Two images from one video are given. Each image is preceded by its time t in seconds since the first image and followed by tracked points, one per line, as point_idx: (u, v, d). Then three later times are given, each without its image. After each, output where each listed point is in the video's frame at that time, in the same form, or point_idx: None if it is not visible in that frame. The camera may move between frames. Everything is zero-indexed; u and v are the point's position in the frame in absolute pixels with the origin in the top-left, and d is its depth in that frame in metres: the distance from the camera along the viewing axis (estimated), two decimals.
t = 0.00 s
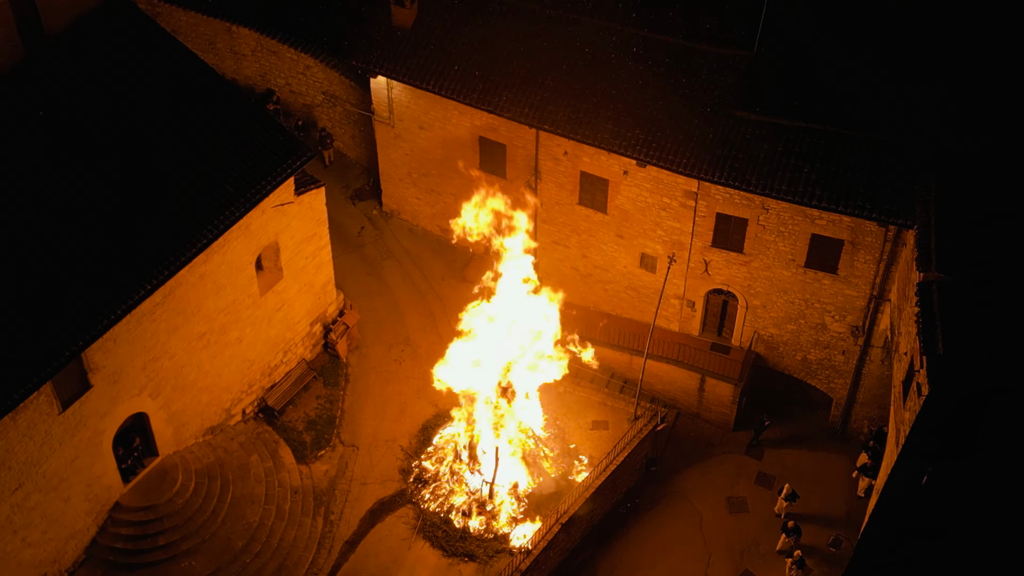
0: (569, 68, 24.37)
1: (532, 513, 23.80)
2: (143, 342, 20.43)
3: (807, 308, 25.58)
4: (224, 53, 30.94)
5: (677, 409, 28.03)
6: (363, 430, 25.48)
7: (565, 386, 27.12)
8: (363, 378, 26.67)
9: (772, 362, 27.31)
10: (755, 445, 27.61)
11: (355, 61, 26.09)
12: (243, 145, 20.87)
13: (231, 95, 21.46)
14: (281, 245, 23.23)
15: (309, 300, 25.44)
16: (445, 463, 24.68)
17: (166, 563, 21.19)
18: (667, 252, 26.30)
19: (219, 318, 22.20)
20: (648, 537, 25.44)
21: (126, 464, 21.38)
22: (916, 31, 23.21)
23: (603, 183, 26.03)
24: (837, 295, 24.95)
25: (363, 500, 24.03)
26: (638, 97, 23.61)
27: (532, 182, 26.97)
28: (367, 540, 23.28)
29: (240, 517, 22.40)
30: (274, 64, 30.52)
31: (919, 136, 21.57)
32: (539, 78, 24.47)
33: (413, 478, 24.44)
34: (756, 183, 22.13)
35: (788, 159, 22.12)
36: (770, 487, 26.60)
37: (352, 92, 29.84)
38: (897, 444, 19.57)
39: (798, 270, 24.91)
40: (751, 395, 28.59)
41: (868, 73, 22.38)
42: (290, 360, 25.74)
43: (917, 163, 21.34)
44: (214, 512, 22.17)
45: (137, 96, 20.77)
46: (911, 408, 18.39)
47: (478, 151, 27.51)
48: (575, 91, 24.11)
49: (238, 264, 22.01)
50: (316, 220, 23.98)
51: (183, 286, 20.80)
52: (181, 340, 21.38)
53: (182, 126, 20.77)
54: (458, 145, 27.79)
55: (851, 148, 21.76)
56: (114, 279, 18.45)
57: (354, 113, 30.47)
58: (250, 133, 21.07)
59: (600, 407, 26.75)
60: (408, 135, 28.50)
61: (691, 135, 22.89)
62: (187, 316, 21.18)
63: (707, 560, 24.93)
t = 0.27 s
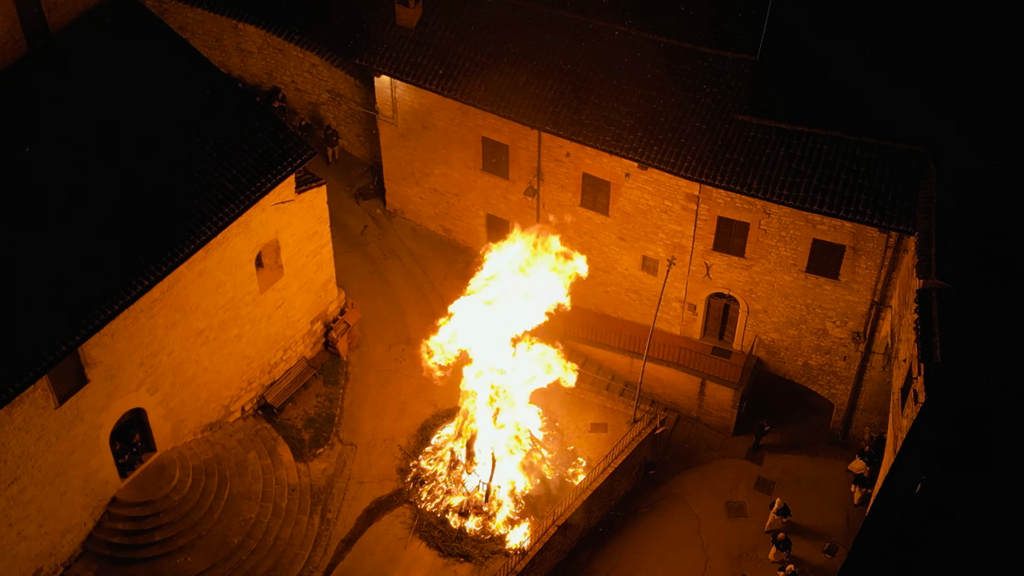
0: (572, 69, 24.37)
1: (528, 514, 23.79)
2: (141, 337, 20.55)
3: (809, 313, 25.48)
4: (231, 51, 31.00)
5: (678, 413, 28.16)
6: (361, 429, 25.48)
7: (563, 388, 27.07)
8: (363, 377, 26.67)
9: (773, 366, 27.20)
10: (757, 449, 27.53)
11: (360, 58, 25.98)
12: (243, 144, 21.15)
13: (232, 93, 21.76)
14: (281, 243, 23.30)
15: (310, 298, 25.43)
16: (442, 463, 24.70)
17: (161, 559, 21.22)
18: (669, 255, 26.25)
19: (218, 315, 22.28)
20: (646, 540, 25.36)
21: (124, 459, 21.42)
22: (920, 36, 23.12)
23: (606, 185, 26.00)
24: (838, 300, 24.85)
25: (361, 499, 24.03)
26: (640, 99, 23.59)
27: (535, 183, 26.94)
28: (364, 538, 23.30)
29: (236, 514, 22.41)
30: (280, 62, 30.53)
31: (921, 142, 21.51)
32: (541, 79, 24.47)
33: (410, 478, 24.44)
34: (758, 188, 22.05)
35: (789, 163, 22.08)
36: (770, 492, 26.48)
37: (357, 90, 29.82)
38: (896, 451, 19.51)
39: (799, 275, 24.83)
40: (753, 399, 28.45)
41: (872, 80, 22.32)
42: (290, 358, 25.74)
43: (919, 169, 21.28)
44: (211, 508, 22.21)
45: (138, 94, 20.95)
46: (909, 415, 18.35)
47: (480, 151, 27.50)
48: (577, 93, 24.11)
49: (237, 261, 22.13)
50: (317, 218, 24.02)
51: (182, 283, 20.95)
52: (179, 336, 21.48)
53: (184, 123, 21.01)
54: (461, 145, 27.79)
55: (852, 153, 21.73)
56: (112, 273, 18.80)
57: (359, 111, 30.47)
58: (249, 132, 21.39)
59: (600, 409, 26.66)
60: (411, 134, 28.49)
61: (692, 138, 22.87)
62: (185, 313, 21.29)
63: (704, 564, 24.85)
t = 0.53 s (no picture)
0: (576, 71, 24.34)
1: (525, 516, 23.77)
2: (139, 333, 20.65)
3: (810, 319, 25.39)
4: (237, 48, 30.99)
5: (678, 416, 28.12)
6: (360, 427, 25.50)
7: (562, 390, 26.94)
8: (363, 376, 26.68)
9: (774, 371, 27.10)
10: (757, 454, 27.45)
11: (363, 57, 25.85)
12: (244, 141, 21.25)
13: (234, 90, 21.81)
14: (281, 240, 23.35)
15: (311, 296, 25.42)
16: (440, 463, 24.68)
17: (157, 554, 21.27)
18: (670, 258, 26.20)
19: (217, 312, 22.35)
20: (643, 544, 25.31)
21: (121, 455, 21.45)
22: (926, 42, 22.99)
23: (608, 187, 25.95)
24: (840, 306, 24.76)
25: (358, 498, 24.06)
26: (643, 101, 23.55)
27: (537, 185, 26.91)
28: (360, 537, 23.34)
29: (233, 511, 22.44)
30: (286, 60, 30.43)
31: (923, 149, 21.44)
32: (544, 80, 24.45)
33: (408, 478, 24.44)
34: (759, 192, 22.00)
35: (790, 167, 22.02)
36: (769, 497, 26.38)
37: (362, 89, 29.76)
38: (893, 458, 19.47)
39: (800, 280, 24.77)
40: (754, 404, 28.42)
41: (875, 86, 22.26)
42: (290, 356, 25.73)
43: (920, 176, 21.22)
44: (208, 505, 22.24)
45: (140, 89, 21.05)
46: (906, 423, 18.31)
47: (484, 152, 27.47)
48: (580, 94, 24.09)
49: (237, 258, 22.23)
50: (318, 216, 24.08)
51: (180, 279, 21.06)
52: (178, 332, 21.59)
53: (185, 120, 21.07)
54: (464, 146, 27.76)
55: (853, 159, 21.68)
56: (110, 268, 18.90)
57: (364, 110, 30.41)
58: (249, 129, 21.47)
59: (599, 412, 26.50)
60: (415, 134, 28.47)
61: (694, 141, 22.82)
62: (184, 309, 21.42)
63: (701, 569, 24.80)
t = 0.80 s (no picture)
0: (578, 72, 24.34)
1: (522, 517, 23.75)
2: (138, 328, 20.78)
3: (811, 323, 25.30)
4: (244, 45, 31.06)
5: (678, 419, 27.78)
6: (359, 426, 25.51)
7: (561, 390, 26.81)
8: (363, 374, 26.69)
9: (775, 376, 27.02)
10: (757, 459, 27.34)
11: (366, 55, 26.06)
12: (245, 137, 21.35)
13: (236, 86, 21.86)
14: (282, 238, 23.42)
15: (312, 294, 25.43)
16: (438, 463, 24.70)
17: (153, 549, 21.32)
18: (672, 261, 26.15)
19: (216, 308, 22.43)
20: (640, 547, 25.26)
21: (118, 450, 21.52)
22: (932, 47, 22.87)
23: (610, 189, 25.91)
24: (841, 311, 24.68)
25: (355, 496, 24.08)
26: (645, 102, 23.53)
27: (538, 185, 26.90)
28: (356, 535, 23.35)
29: (230, 507, 22.47)
30: (292, 58, 30.48)
31: (924, 155, 21.40)
32: (547, 81, 24.45)
33: (406, 477, 24.45)
34: (760, 195, 21.97)
35: (792, 172, 22.00)
36: (768, 503, 26.29)
37: (367, 88, 29.77)
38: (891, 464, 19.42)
39: (801, 285, 24.71)
40: (755, 408, 28.25)
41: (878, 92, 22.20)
42: (291, 353, 25.75)
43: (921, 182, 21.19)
44: (205, 501, 22.28)
45: (142, 84, 21.12)
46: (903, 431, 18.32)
47: (486, 152, 27.46)
48: (583, 95, 24.09)
49: (237, 255, 22.31)
50: (319, 214, 24.12)
51: (180, 275, 21.16)
52: (177, 328, 21.70)
53: (187, 115, 21.15)
54: (467, 146, 27.76)
55: (854, 164, 21.66)
56: (107, 263, 19.09)
57: (369, 109, 30.40)
58: (250, 125, 21.55)
59: (598, 413, 26.39)
60: (418, 133, 28.48)
61: (695, 144, 22.79)
62: (183, 305, 21.53)
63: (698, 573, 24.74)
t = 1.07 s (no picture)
0: (581, 74, 24.35)
1: (518, 518, 23.76)
2: (136, 324, 20.87)
3: (812, 329, 25.24)
4: (250, 42, 31.14)
5: (679, 422, 27.98)
6: (358, 424, 25.53)
7: (559, 392, 26.83)
8: (363, 373, 26.70)
9: (776, 381, 26.95)
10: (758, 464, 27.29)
11: (369, 54, 26.24)
12: (246, 135, 21.42)
13: (238, 83, 21.96)
14: (282, 235, 23.47)
15: (313, 292, 25.43)
16: (435, 463, 24.71)
17: (149, 544, 21.38)
18: (673, 264, 26.12)
19: (216, 305, 22.50)
20: (637, 550, 25.22)
21: (115, 444, 21.57)
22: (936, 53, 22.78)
23: (611, 191, 25.89)
24: (841, 317, 24.60)
25: (352, 495, 24.10)
26: (647, 105, 23.53)
27: (540, 187, 26.88)
28: (352, 534, 23.38)
29: (227, 504, 22.51)
30: (298, 56, 30.53)
31: (926, 161, 21.34)
32: (549, 82, 24.46)
33: (403, 476, 24.48)
34: (760, 200, 21.96)
35: (792, 177, 21.98)
36: (767, 507, 26.23)
37: (372, 87, 29.71)
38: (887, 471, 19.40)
39: (802, 290, 24.65)
40: (755, 412, 28.20)
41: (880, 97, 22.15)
42: (291, 351, 25.76)
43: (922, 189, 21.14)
44: (202, 496, 22.34)
45: (143, 79, 21.20)
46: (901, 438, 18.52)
47: (489, 153, 27.44)
48: (585, 97, 24.09)
49: (237, 252, 22.36)
50: (320, 213, 24.16)
51: (178, 271, 21.24)
52: (176, 324, 21.78)
53: (188, 112, 21.24)
54: (469, 146, 27.76)
55: (855, 170, 21.63)
56: (106, 259, 19.18)
57: (373, 107, 30.33)
58: (251, 123, 21.62)
59: (596, 415, 26.39)
60: (422, 133, 28.49)
61: (696, 147, 22.79)
62: (182, 301, 21.60)
63: None
